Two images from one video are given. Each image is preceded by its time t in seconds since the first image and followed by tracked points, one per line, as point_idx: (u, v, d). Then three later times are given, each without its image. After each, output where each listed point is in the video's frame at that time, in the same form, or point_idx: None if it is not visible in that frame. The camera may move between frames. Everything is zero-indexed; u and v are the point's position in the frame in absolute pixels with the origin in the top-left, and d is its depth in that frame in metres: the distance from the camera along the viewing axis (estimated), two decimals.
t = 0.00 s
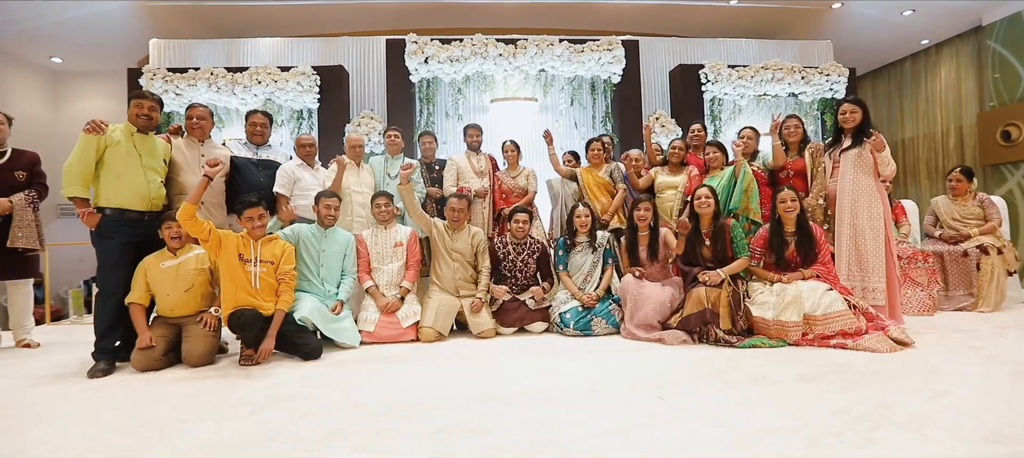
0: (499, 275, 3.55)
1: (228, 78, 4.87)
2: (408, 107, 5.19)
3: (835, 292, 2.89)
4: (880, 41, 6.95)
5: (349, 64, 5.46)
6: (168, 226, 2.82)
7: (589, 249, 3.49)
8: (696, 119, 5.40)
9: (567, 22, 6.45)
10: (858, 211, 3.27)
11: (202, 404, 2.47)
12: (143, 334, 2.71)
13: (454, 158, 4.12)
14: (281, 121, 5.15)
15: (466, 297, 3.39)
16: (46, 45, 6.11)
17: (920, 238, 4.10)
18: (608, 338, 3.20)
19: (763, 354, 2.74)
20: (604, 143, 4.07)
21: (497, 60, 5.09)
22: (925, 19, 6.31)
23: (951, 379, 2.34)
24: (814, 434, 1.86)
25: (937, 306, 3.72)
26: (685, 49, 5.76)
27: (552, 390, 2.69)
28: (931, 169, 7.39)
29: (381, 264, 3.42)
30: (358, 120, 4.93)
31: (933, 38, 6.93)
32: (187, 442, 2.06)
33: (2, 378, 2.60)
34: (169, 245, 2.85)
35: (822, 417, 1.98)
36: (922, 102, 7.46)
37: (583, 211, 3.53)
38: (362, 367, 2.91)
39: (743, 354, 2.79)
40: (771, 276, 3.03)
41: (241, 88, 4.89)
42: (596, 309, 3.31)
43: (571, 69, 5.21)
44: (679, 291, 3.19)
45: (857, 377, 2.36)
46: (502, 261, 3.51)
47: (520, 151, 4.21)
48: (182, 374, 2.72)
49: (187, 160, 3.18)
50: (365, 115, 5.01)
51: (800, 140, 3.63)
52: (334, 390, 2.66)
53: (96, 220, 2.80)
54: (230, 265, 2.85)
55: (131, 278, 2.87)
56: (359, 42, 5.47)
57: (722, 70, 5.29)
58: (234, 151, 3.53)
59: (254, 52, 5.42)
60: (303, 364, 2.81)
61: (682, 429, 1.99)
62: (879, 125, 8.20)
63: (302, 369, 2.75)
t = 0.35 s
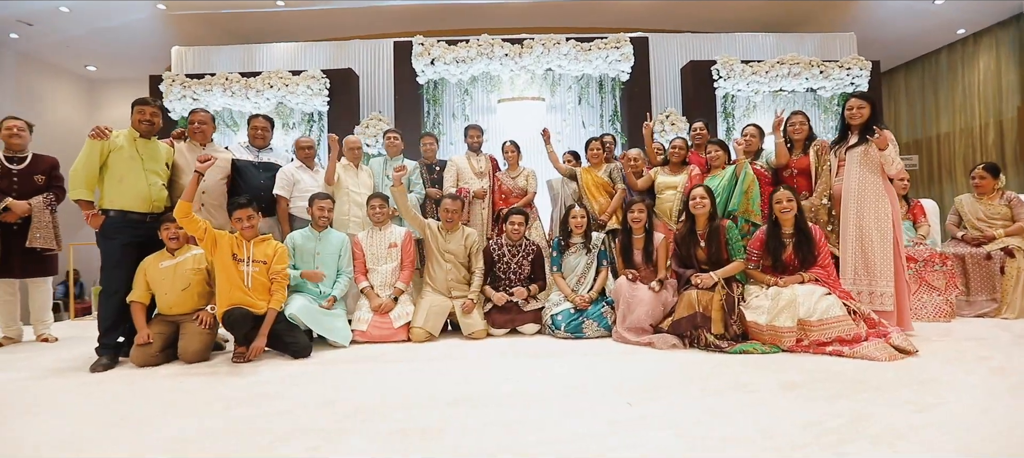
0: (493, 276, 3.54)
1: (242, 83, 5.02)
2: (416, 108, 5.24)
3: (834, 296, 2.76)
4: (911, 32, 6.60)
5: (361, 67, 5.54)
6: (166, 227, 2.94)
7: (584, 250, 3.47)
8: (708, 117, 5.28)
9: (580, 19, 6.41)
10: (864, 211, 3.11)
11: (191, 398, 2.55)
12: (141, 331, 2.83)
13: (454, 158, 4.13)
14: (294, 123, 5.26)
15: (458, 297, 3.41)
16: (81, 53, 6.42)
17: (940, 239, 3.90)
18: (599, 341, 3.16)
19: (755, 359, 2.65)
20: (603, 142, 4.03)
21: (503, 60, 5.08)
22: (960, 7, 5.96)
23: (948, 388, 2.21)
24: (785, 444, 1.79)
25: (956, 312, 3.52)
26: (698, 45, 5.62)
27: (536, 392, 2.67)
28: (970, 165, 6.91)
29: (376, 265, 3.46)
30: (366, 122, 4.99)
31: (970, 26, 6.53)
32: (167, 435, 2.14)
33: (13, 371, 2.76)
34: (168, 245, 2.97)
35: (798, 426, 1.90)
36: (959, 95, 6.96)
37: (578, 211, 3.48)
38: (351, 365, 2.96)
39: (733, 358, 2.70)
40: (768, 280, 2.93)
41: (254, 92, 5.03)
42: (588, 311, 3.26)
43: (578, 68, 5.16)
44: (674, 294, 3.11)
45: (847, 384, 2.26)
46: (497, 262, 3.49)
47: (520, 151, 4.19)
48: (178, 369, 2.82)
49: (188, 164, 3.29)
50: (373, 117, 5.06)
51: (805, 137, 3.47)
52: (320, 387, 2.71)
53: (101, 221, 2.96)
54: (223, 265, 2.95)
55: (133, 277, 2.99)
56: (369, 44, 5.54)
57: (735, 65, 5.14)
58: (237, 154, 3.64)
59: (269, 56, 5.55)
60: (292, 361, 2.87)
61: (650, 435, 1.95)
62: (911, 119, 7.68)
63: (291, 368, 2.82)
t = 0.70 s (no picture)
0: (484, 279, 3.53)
1: (251, 87, 5.13)
2: (419, 110, 5.26)
3: (826, 302, 2.66)
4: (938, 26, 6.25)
5: (367, 69, 5.59)
6: (162, 229, 3.04)
7: (574, 253, 3.43)
8: (716, 116, 5.16)
9: (588, 18, 6.34)
10: (863, 213, 2.99)
11: (178, 395, 2.62)
12: (136, 330, 2.93)
13: (451, 160, 4.13)
14: (301, 126, 5.35)
15: (448, 299, 3.42)
16: (107, 61, 6.69)
17: (956, 241, 3.71)
18: (587, 344, 3.11)
19: (741, 366, 2.57)
20: (601, 143, 3.98)
21: (505, 60, 5.06)
22: None
23: (940, 399, 2.10)
24: (750, 454, 1.72)
25: (969, 319, 3.34)
26: (708, 42, 5.49)
27: (517, 395, 2.65)
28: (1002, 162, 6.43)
29: (368, 267, 3.49)
30: (370, 124, 5.04)
31: (1004, 17, 5.98)
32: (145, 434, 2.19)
33: (18, 367, 2.88)
34: (164, 247, 3.07)
35: (768, 435, 1.83)
36: (991, 90, 6.50)
37: (570, 213, 3.43)
38: (338, 365, 2.99)
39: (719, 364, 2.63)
40: (760, 284, 2.84)
41: (263, 97, 5.13)
42: (578, 314, 3.22)
43: (582, 67, 5.10)
44: (663, 298, 3.04)
45: (831, 393, 2.16)
46: (488, 265, 3.47)
47: (518, 152, 4.15)
48: (171, 367, 2.90)
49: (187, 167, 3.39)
50: (378, 119, 5.11)
51: (806, 136, 3.35)
52: (303, 387, 2.74)
53: (101, 223, 3.08)
54: (215, 266, 3.03)
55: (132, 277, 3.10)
56: (376, 46, 5.59)
57: (744, 62, 5.00)
58: (235, 158, 3.71)
59: (279, 61, 5.66)
60: (279, 361, 2.92)
61: (613, 442, 1.89)
62: (940, 114, 7.21)
63: (279, 368, 2.87)
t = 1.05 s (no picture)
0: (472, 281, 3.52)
1: (254, 90, 5.20)
2: (419, 111, 5.27)
3: (812, 308, 2.58)
4: (956, 22, 6.02)
5: (367, 71, 5.61)
6: (153, 231, 3.11)
7: (561, 255, 3.42)
8: (718, 116, 5.07)
9: (591, 17, 6.27)
10: (857, 218, 2.91)
11: (161, 392, 2.67)
12: (126, 329, 3.00)
13: (444, 161, 4.13)
14: (303, 128, 5.42)
15: (434, 302, 3.42)
16: (122, 65, 6.86)
17: (961, 245, 3.58)
18: (571, 348, 3.08)
19: (722, 372, 2.51)
20: (593, 144, 3.94)
21: (504, 61, 5.05)
22: None
23: (923, 409, 2.01)
24: None
25: (971, 325, 3.22)
26: (712, 41, 5.39)
27: (494, 399, 2.63)
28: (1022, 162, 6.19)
29: (357, 268, 3.55)
30: (370, 125, 5.08)
31: None
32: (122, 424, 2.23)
33: (14, 364, 2.96)
34: (155, 248, 3.15)
35: (735, 445, 1.77)
36: (1011, 88, 6.24)
37: (558, 214, 3.41)
38: (322, 365, 3.01)
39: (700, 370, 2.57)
40: (746, 288, 2.77)
41: (265, 99, 5.19)
42: (563, 317, 3.19)
43: (581, 67, 5.05)
44: (648, 302, 3.00)
45: (808, 401, 2.09)
46: (475, 267, 3.46)
47: (511, 153, 4.11)
48: (159, 366, 2.96)
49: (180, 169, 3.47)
50: (377, 120, 5.14)
51: (800, 136, 3.25)
52: (284, 386, 2.77)
53: (95, 224, 3.16)
54: (203, 267, 3.08)
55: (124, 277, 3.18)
56: (376, 48, 5.61)
57: (746, 61, 4.91)
58: (229, 160, 3.81)
59: (283, 64, 5.73)
60: (264, 361, 2.95)
61: (576, 448, 1.86)
62: (960, 112, 6.95)
63: (262, 368, 2.90)
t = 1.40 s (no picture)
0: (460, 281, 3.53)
1: (255, 91, 5.27)
2: (417, 111, 5.29)
3: (794, 312, 2.53)
4: (970, 18, 5.84)
5: (368, 72, 5.65)
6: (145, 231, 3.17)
7: (547, 256, 3.40)
8: (717, 116, 4.99)
9: (593, 16, 6.23)
10: (845, 220, 2.84)
11: (147, 387, 2.71)
12: (117, 326, 3.07)
13: (436, 162, 4.14)
14: (303, 128, 5.48)
15: (421, 302, 3.43)
16: (133, 68, 7.02)
17: (961, 248, 3.48)
18: (555, 349, 3.06)
19: (701, 375, 2.46)
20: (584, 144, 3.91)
21: (501, 61, 5.04)
22: None
23: (901, 418, 1.94)
24: None
25: (969, 331, 3.12)
26: (713, 39, 5.31)
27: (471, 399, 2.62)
28: None
29: (346, 268, 3.57)
30: (368, 126, 5.12)
31: None
32: (103, 414, 2.27)
33: (10, 359, 3.04)
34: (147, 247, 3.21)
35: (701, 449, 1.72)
36: None
37: (545, 215, 3.39)
38: (306, 363, 3.03)
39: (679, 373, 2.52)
40: (728, 291, 2.72)
41: (266, 100, 5.27)
42: (548, 318, 3.18)
43: (578, 67, 5.02)
44: (630, 304, 2.97)
45: (781, 408, 2.04)
46: (463, 267, 3.47)
47: (503, 153, 4.09)
48: (148, 362, 3.01)
49: (174, 170, 3.53)
50: (376, 121, 5.17)
51: (791, 137, 3.19)
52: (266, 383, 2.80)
53: (89, 224, 3.24)
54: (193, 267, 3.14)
55: (117, 276, 3.25)
56: (376, 49, 5.64)
57: (747, 59, 4.83)
58: (223, 161, 3.90)
59: (285, 65, 5.79)
60: (249, 359, 2.98)
61: (536, 450, 1.83)
62: (975, 110, 6.75)
63: (246, 365, 2.93)
